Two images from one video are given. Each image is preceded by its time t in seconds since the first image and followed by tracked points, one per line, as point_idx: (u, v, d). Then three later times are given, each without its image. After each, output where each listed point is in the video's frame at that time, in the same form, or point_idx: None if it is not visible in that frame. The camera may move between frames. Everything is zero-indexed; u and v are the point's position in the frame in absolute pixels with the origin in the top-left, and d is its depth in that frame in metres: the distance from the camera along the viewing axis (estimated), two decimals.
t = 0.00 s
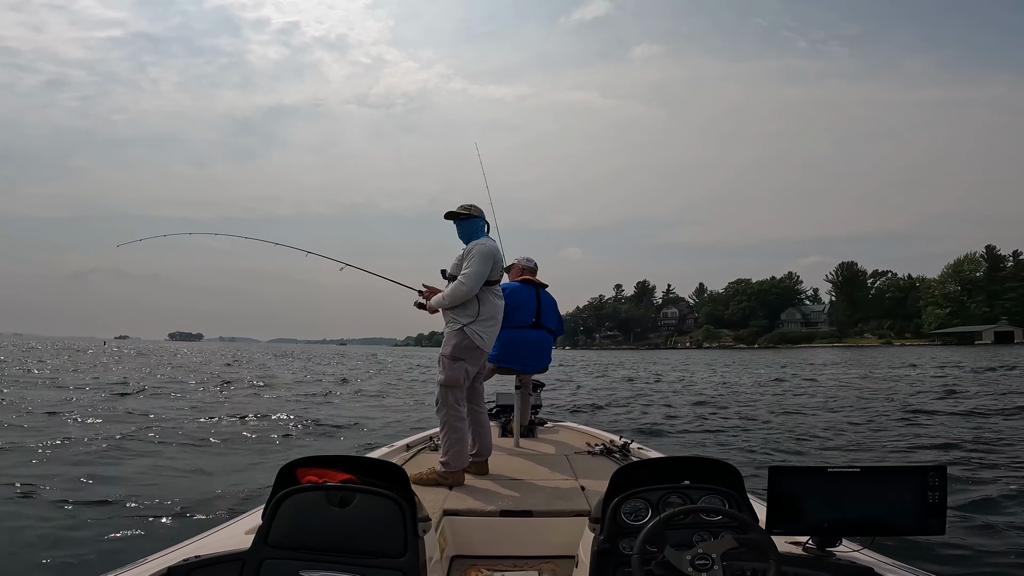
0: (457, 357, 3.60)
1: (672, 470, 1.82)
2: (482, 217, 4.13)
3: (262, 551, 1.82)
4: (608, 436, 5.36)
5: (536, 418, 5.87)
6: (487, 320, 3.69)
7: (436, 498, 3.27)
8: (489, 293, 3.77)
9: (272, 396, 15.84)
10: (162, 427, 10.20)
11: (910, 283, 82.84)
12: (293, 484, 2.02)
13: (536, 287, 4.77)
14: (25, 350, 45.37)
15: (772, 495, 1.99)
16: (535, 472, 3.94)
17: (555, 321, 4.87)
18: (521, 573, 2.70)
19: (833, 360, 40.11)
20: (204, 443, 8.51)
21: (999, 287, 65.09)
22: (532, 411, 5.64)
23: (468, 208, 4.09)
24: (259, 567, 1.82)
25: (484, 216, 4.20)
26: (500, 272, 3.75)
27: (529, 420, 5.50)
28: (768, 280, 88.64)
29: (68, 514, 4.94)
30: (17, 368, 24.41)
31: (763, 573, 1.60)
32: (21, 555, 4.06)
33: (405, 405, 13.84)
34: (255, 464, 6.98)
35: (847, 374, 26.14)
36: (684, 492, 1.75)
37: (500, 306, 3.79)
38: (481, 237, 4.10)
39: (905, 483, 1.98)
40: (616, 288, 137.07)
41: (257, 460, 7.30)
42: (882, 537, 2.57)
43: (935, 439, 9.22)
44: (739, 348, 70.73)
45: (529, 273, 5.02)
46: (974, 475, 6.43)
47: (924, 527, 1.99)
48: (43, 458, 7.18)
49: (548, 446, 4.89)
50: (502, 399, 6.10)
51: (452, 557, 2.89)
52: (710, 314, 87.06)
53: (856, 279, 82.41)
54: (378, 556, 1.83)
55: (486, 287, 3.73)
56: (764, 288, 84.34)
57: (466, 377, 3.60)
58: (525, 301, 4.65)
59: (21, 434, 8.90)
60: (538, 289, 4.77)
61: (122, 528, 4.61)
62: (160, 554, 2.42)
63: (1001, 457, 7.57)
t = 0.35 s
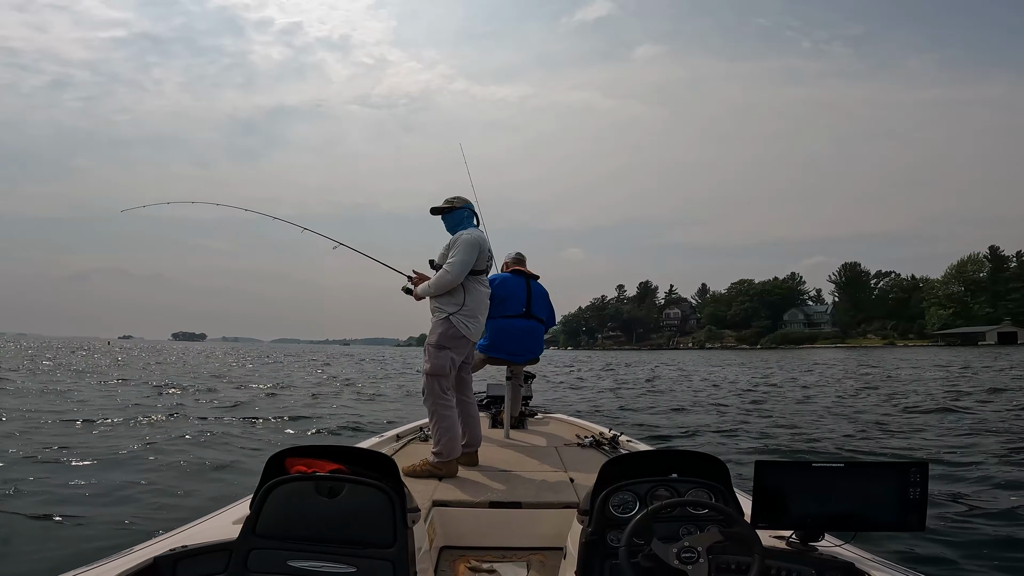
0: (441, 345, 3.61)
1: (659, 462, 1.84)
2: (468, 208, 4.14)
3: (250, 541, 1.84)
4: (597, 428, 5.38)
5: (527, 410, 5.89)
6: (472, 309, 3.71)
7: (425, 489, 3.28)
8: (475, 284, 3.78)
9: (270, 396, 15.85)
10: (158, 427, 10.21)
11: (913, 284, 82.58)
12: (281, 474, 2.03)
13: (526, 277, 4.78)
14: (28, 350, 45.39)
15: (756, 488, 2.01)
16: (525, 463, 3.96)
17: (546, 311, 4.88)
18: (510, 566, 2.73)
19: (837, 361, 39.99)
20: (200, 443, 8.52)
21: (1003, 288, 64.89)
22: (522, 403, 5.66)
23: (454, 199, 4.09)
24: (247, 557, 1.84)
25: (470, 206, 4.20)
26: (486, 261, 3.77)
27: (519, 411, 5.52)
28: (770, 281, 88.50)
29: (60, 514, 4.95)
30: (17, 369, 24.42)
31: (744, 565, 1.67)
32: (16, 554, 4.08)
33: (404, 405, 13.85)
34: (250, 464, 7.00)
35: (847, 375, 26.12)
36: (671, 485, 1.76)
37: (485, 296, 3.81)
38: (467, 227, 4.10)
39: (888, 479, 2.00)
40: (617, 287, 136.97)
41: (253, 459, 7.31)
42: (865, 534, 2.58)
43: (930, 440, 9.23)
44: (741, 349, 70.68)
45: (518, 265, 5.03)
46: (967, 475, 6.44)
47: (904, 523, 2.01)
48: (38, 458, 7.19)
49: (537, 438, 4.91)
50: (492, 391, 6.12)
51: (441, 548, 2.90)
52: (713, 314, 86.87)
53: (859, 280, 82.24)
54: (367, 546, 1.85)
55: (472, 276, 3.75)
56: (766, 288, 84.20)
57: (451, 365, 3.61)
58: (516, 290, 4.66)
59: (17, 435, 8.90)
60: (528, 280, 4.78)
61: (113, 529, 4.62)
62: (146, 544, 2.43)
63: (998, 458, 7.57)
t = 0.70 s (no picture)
0: (422, 339, 3.58)
1: (651, 456, 1.86)
2: (451, 197, 4.14)
3: (240, 536, 1.86)
4: (588, 421, 5.40)
5: (517, 403, 5.91)
6: (451, 299, 3.69)
7: (416, 483, 3.30)
8: (453, 273, 3.75)
9: (270, 396, 15.85)
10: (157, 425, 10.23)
11: (916, 283, 82.38)
12: (272, 468, 2.04)
13: (516, 269, 4.79)
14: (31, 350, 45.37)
15: (744, 481, 2.03)
16: (516, 457, 3.99)
17: (537, 304, 4.88)
18: (502, 559, 2.78)
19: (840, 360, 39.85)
20: (196, 442, 8.54)
21: (1006, 287, 64.71)
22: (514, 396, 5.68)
23: (436, 190, 4.09)
24: (238, 551, 1.86)
25: (454, 197, 4.19)
26: (466, 250, 3.74)
27: (510, 404, 5.54)
28: (772, 280, 88.30)
29: (55, 512, 4.98)
30: (18, 368, 24.44)
31: (733, 560, 1.70)
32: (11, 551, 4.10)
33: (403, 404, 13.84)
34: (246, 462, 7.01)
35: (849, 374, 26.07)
36: (662, 478, 1.79)
37: (464, 285, 3.78)
38: (449, 217, 4.12)
39: (873, 473, 2.00)
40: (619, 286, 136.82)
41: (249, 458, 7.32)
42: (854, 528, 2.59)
43: (928, 439, 9.23)
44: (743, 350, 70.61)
45: (509, 258, 5.03)
46: (962, 474, 6.45)
47: (889, 517, 2.01)
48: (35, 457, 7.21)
49: (528, 431, 4.94)
50: (483, 384, 6.13)
51: (433, 542, 2.93)
52: (714, 313, 86.72)
53: (861, 279, 82.05)
54: (359, 540, 1.87)
55: (450, 266, 3.72)
56: (769, 288, 84.01)
57: (435, 358, 3.58)
58: (505, 282, 4.67)
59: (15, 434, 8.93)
60: (518, 272, 4.79)
61: (108, 526, 4.65)
62: (138, 537, 2.45)
63: (996, 457, 7.56)
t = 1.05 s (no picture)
0: (408, 348, 3.60)
1: (646, 457, 1.87)
2: (441, 198, 4.12)
3: (237, 546, 1.86)
4: (582, 425, 5.40)
5: (511, 408, 5.91)
6: (435, 304, 3.69)
7: (413, 491, 3.28)
8: (440, 278, 3.75)
9: (270, 396, 15.84)
10: (156, 426, 10.23)
11: (921, 283, 82.10)
12: (267, 477, 2.05)
13: (513, 275, 4.81)
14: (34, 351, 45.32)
15: (741, 480, 2.02)
16: (510, 461, 3.98)
17: (532, 310, 4.88)
18: (501, 564, 2.78)
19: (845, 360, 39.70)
20: (195, 443, 8.54)
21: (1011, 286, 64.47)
22: (508, 401, 5.67)
23: (426, 190, 4.08)
24: (235, 562, 1.86)
25: (445, 198, 4.18)
26: (453, 253, 3.75)
27: (504, 409, 5.53)
28: (776, 279, 88.10)
29: (53, 514, 4.98)
30: (20, 369, 24.45)
31: (733, 559, 1.70)
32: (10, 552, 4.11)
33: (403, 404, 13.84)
34: (244, 464, 7.00)
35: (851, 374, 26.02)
36: (658, 479, 1.79)
37: (450, 289, 3.79)
38: (439, 219, 4.11)
39: (868, 469, 2.02)
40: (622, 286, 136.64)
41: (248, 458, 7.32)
42: (851, 524, 2.60)
43: (929, 438, 9.21)
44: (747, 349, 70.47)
45: (508, 263, 5.04)
46: (961, 473, 6.44)
47: (885, 513, 2.02)
48: (34, 458, 7.21)
49: (522, 436, 4.94)
50: (477, 389, 6.12)
51: (431, 548, 2.93)
52: (718, 313, 86.60)
53: (864, 278, 81.86)
54: (357, 548, 1.87)
55: (437, 269, 3.73)
56: (772, 287, 83.82)
57: (421, 366, 3.59)
58: (499, 288, 4.69)
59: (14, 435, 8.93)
60: (514, 278, 4.80)
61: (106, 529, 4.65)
62: (134, 549, 2.45)
63: (999, 456, 7.54)
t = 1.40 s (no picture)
0: (390, 361, 3.58)
1: (638, 469, 1.86)
2: (422, 204, 4.09)
3: (222, 553, 1.85)
4: (574, 436, 5.39)
5: (503, 419, 5.89)
6: (417, 315, 3.66)
7: (404, 500, 3.28)
8: (422, 289, 3.71)
9: (270, 397, 15.82)
10: (153, 426, 10.22)
11: (925, 283, 81.84)
12: (254, 485, 2.04)
13: (501, 287, 4.81)
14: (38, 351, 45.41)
15: (731, 492, 2.01)
16: (501, 472, 3.97)
17: (520, 322, 4.89)
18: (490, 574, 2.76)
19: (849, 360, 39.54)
20: (191, 444, 8.51)
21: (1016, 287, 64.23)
22: (499, 411, 5.66)
23: (408, 197, 4.05)
24: (220, 569, 1.85)
25: (427, 205, 4.15)
26: (435, 263, 3.70)
27: (496, 421, 5.52)
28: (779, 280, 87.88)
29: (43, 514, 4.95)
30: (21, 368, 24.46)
31: (724, 569, 1.68)
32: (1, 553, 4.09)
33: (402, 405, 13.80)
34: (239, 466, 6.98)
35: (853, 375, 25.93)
36: (649, 490, 1.78)
37: (433, 299, 3.75)
38: (420, 226, 4.08)
39: (857, 479, 2.01)
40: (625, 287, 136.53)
41: (243, 460, 7.29)
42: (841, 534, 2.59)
43: (928, 441, 9.15)
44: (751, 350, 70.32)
45: (495, 274, 5.04)
46: (959, 476, 6.40)
47: (875, 524, 2.02)
48: (29, 458, 7.19)
49: (513, 447, 4.92)
50: (469, 399, 6.11)
51: (421, 559, 2.92)
52: (721, 313, 86.39)
53: (868, 279, 81.68)
54: (346, 557, 1.87)
55: (419, 280, 3.70)
56: (775, 288, 83.62)
57: (405, 378, 3.58)
58: (487, 300, 4.69)
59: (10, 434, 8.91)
60: (502, 290, 4.81)
61: (95, 530, 4.62)
62: (118, 556, 2.45)
63: (999, 459, 7.50)
